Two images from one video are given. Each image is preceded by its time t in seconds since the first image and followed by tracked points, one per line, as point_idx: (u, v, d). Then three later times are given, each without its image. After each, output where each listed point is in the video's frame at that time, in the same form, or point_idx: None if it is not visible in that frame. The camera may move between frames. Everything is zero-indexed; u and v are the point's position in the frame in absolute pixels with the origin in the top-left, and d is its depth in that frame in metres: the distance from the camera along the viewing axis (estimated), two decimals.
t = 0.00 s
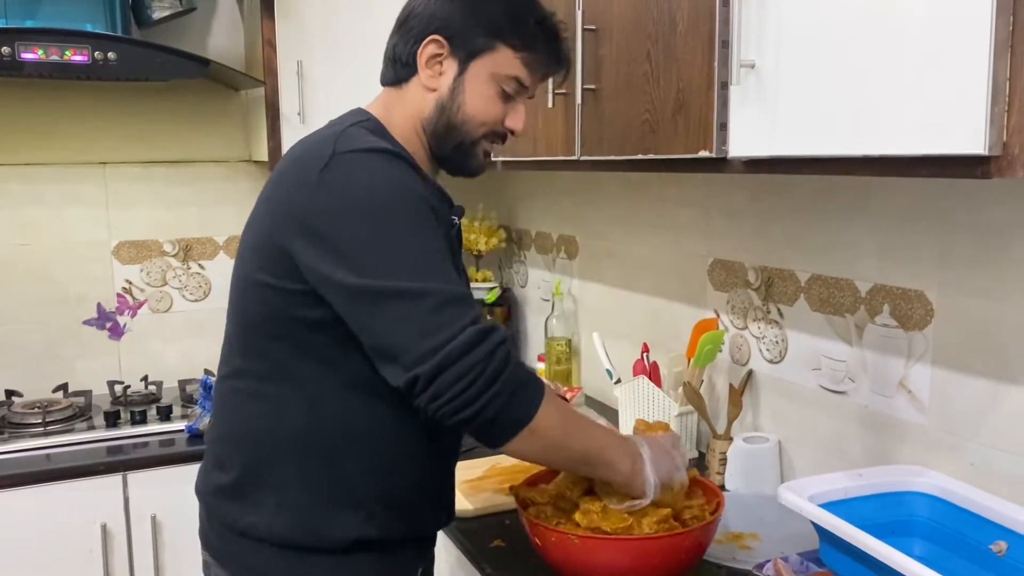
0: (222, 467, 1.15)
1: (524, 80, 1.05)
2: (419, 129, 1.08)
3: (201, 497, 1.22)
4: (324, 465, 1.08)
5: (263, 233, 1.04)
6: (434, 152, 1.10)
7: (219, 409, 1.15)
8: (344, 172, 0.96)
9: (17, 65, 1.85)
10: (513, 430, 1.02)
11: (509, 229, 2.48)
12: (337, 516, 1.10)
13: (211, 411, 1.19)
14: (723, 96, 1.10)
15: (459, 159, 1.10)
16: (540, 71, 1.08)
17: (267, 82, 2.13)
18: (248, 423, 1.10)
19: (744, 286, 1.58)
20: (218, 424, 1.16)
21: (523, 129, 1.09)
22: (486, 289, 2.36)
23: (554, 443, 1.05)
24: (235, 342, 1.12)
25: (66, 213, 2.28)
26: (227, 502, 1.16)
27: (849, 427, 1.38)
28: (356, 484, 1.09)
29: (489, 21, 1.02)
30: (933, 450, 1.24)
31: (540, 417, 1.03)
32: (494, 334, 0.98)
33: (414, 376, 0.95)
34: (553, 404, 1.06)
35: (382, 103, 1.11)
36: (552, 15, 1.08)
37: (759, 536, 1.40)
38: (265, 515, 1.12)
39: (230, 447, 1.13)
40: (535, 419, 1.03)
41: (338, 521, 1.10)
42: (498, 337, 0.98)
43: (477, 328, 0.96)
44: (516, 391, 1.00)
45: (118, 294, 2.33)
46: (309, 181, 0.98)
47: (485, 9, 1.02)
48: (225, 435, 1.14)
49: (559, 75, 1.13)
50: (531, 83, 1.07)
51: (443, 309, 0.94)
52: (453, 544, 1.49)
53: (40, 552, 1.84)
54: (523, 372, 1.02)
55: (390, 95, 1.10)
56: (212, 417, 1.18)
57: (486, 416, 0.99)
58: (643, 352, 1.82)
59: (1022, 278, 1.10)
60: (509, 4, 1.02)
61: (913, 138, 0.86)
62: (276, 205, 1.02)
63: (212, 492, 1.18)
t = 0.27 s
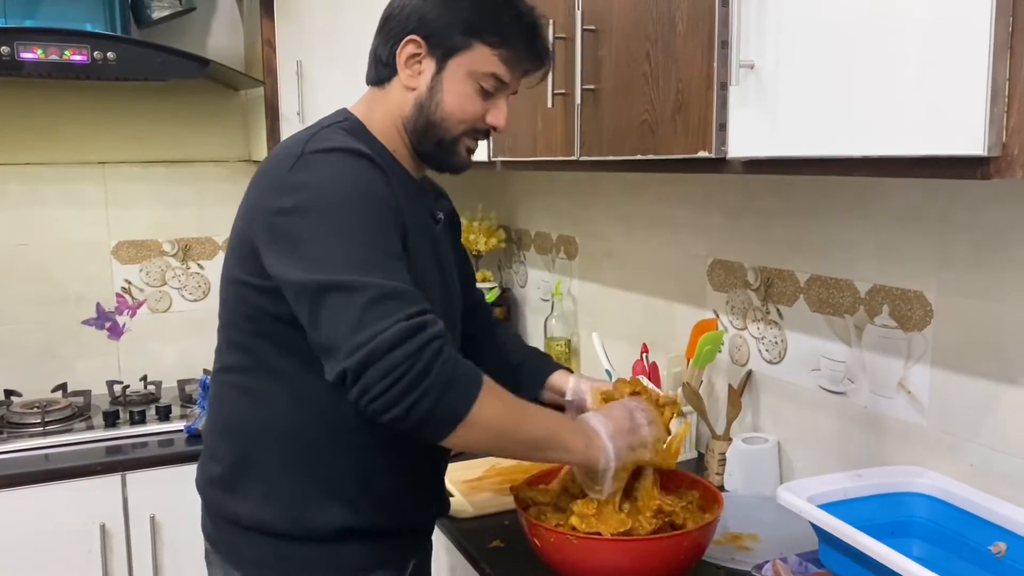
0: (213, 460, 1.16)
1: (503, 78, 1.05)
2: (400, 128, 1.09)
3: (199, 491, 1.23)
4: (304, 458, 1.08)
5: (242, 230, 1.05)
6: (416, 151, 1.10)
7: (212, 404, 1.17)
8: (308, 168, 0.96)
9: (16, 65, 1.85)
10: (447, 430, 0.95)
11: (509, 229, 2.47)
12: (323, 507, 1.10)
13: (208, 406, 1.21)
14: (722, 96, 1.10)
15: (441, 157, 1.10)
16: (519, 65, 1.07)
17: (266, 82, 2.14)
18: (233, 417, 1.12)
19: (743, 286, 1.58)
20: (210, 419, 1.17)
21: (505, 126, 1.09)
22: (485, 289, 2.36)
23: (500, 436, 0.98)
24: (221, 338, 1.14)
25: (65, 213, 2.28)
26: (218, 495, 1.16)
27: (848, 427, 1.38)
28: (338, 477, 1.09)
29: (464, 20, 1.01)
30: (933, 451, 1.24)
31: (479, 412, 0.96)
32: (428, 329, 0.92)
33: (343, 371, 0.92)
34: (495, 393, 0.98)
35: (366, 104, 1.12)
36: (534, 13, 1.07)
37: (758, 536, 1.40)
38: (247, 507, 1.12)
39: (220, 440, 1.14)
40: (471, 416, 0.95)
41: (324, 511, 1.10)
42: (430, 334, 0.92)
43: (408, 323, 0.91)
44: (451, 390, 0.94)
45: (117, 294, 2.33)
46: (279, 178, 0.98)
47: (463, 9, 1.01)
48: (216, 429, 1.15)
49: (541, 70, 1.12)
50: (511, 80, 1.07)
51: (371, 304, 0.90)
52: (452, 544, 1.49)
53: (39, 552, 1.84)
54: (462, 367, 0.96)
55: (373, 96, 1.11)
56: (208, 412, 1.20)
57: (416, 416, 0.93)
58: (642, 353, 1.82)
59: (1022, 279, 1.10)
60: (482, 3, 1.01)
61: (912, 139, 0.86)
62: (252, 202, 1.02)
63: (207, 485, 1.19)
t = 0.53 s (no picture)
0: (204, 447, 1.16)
1: (516, 91, 1.04)
2: (410, 135, 1.08)
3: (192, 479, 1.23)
4: (291, 454, 1.09)
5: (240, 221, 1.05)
6: (424, 158, 1.10)
7: (207, 392, 1.17)
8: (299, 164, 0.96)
9: (15, 63, 1.85)
10: (383, 440, 0.95)
11: (508, 228, 2.47)
12: (308, 498, 1.10)
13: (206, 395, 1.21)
14: (722, 95, 1.09)
15: (448, 166, 1.10)
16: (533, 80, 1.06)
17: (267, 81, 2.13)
18: (227, 408, 1.12)
19: (743, 286, 1.57)
20: (206, 407, 1.17)
21: (515, 138, 1.08)
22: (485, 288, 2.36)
23: (435, 456, 0.97)
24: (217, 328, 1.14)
25: (64, 212, 2.28)
26: (208, 483, 1.16)
27: (847, 427, 1.37)
28: (321, 474, 1.09)
29: (478, 30, 1.00)
30: (932, 451, 1.24)
31: (419, 428, 0.96)
32: (379, 340, 0.93)
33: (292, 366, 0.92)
34: (433, 412, 0.97)
35: (377, 106, 1.11)
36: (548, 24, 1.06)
37: (758, 536, 1.40)
38: (231, 497, 1.12)
39: (213, 429, 1.14)
40: (405, 432, 0.95)
41: (309, 500, 1.10)
42: (378, 345, 0.92)
43: (359, 330, 0.91)
44: (394, 400, 0.94)
45: (116, 293, 2.33)
46: (276, 171, 0.98)
47: (477, 20, 1.00)
48: (209, 418, 1.15)
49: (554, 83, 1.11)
50: (523, 93, 1.06)
51: (328, 306, 0.90)
52: (451, 543, 1.49)
53: (37, 551, 1.83)
54: (406, 381, 0.96)
55: (385, 99, 1.10)
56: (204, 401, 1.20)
57: (352, 422, 0.93)
58: (642, 352, 1.81)
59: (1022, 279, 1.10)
60: (493, 13, 1.00)
61: (912, 137, 0.86)
62: (250, 192, 1.03)
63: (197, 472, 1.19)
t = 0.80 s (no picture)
0: (218, 453, 1.15)
1: (525, 90, 1.04)
2: (420, 132, 1.08)
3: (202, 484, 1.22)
4: (311, 458, 1.08)
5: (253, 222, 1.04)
6: (433, 156, 1.10)
7: (218, 396, 1.16)
8: (317, 164, 0.95)
9: (16, 61, 1.85)
10: (418, 442, 0.95)
11: (509, 226, 2.47)
12: (327, 504, 1.10)
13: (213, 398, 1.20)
14: (724, 93, 1.09)
15: (458, 164, 1.10)
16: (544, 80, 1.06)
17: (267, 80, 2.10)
18: (240, 411, 1.11)
19: (744, 284, 1.57)
20: (217, 412, 1.16)
21: (524, 137, 1.09)
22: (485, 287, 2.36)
23: (467, 454, 0.99)
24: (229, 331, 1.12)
25: (65, 210, 2.28)
26: (223, 488, 1.15)
27: (849, 425, 1.37)
28: (339, 476, 1.09)
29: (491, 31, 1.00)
30: (934, 449, 1.24)
31: (450, 428, 0.97)
32: (413, 341, 0.92)
33: (323, 367, 0.91)
34: (464, 413, 0.99)
35: (386, 101, 1.11)
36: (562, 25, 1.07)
37: (759, 534, 1.40)
38: (250, 503, 1.12)
39: (226, 434, 1.13)
40: (444, 430, 0.96)
41: (326, 507, 1.10)
42: (416, 346, 0.93)
43: (395, 332, 0.91)
44: (427, 402, 0.94)
45: (117, 292, 2.33)
46: (290, 171, 0.97)
47: (490, 20, 1.00)
48: (221, 421, 1.14)
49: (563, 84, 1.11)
50: (533, 92, 1.06)
51: (363, 308, 0.90)
52: (453, 542, 1.49)
53: (38, 550, 1.83)
54: (439, 382, 0.96)
55: (394, 96, 1.10)
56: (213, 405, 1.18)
57: (390, 424, 0.93)
58: (643, 351, 1.81)
59: None
60: (506, 13, 1.00)
61: (913, 135, 0.86)
62: (263, 194, 1.01)
63: (211, 477, 1.18)
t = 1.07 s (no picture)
0: (236, 457, 1.15)
1: (539, 85, 1.05)
2: (432, 127, 1.07)
3: (217, 489, 1.21)
4: (324, 447, 1.08)
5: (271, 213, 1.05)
6: (445, 151, 1.09)
7: (233, 394, 1.16)
8: (325, 138, 0.96)
9: (17, 59, 1.85)
10: (404, 410, 0.93)
11: (510, 225, 2.47)
12: (348, 508, 1.10)
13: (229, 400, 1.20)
14: (726, 91, 1.09)
15: (469, 159, 1.10)
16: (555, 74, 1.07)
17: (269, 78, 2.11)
18: (257, 406, 1.11)
19: (746, 283, 1.57)
20: (232, 411, 1.16)
21: (535, 133, 1.09)
22: (487, 286, 2.36)
23: (455, 422, 0.95)
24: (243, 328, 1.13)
25: (66, 208, 2.28)
26: (239, 491, 1.15)
27: (851, 424, 1.37)
28: (356, 467, 1.09)
29: (508, 25, 1.01)
30: (936, 447, 1.24)
31: (439, 397, 0.94)
32: (402, 305, 0.90)
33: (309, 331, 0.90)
34: (454, 378, 0.96)
35: (395, 95, 1.09)
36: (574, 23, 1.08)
37: (762, 533, 1.39)
38: (269, 505, 1.11)
39: (244, 434, 1.13)
40: (431, 398, 0.93)
41: (348, 513, 1.10)
42: (402, 310, 0.90)
43: (380, 294, 0.88)
44: (414, 369, 0.92)
45: (118, 290, 2.33)
46: (302, 150, 0.98)
47: (506, 14, 1.01)
48: (237, 421, 1.14)
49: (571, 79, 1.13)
50: (545, 87, 1.07)
51: (349, 270, 0.88)
52: (454, 540, 1.49)
53: (39, 549, 1.83)
54: (427, 351, 0.93)
55: (403, 89, 1.09)
56: (229, 406, 1.19)
57: (375, 390, 0.91)
58: (644, 349, 1.81)
59: None
60: (523, 8, 1.01)
61: (916, 133, 0.85)
62: (280, 181, 1.03)
63: (228, 481, 1.17)
